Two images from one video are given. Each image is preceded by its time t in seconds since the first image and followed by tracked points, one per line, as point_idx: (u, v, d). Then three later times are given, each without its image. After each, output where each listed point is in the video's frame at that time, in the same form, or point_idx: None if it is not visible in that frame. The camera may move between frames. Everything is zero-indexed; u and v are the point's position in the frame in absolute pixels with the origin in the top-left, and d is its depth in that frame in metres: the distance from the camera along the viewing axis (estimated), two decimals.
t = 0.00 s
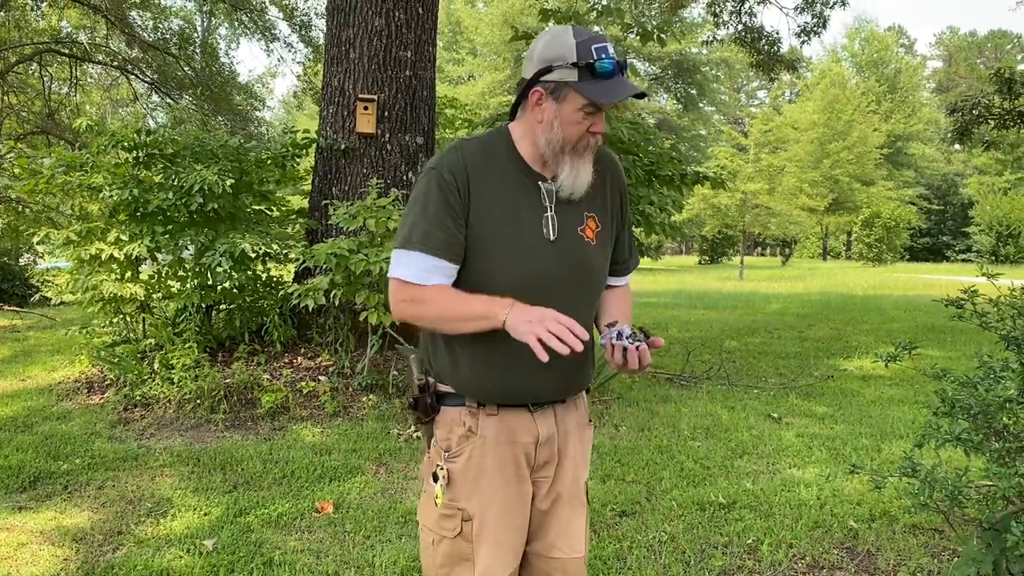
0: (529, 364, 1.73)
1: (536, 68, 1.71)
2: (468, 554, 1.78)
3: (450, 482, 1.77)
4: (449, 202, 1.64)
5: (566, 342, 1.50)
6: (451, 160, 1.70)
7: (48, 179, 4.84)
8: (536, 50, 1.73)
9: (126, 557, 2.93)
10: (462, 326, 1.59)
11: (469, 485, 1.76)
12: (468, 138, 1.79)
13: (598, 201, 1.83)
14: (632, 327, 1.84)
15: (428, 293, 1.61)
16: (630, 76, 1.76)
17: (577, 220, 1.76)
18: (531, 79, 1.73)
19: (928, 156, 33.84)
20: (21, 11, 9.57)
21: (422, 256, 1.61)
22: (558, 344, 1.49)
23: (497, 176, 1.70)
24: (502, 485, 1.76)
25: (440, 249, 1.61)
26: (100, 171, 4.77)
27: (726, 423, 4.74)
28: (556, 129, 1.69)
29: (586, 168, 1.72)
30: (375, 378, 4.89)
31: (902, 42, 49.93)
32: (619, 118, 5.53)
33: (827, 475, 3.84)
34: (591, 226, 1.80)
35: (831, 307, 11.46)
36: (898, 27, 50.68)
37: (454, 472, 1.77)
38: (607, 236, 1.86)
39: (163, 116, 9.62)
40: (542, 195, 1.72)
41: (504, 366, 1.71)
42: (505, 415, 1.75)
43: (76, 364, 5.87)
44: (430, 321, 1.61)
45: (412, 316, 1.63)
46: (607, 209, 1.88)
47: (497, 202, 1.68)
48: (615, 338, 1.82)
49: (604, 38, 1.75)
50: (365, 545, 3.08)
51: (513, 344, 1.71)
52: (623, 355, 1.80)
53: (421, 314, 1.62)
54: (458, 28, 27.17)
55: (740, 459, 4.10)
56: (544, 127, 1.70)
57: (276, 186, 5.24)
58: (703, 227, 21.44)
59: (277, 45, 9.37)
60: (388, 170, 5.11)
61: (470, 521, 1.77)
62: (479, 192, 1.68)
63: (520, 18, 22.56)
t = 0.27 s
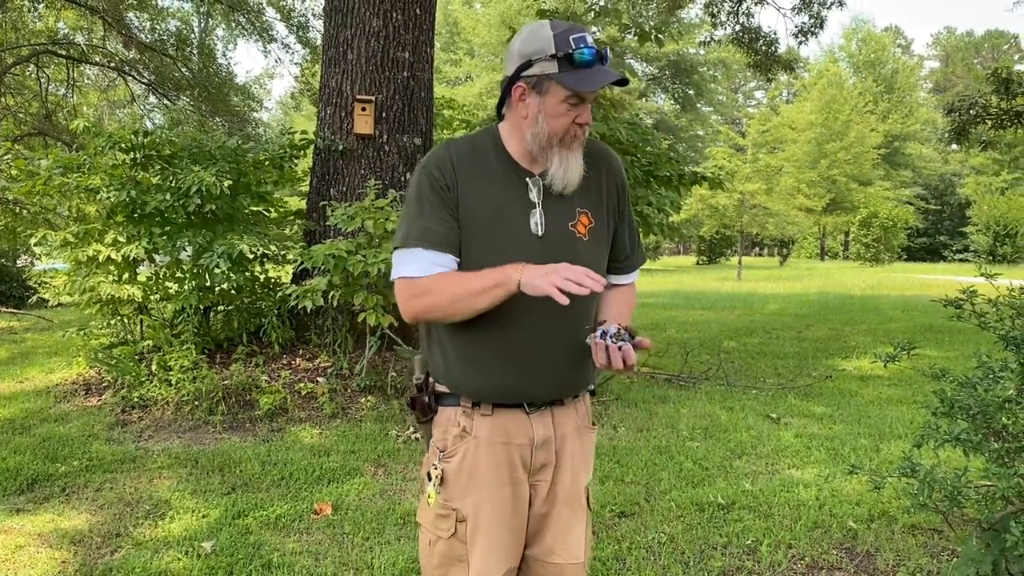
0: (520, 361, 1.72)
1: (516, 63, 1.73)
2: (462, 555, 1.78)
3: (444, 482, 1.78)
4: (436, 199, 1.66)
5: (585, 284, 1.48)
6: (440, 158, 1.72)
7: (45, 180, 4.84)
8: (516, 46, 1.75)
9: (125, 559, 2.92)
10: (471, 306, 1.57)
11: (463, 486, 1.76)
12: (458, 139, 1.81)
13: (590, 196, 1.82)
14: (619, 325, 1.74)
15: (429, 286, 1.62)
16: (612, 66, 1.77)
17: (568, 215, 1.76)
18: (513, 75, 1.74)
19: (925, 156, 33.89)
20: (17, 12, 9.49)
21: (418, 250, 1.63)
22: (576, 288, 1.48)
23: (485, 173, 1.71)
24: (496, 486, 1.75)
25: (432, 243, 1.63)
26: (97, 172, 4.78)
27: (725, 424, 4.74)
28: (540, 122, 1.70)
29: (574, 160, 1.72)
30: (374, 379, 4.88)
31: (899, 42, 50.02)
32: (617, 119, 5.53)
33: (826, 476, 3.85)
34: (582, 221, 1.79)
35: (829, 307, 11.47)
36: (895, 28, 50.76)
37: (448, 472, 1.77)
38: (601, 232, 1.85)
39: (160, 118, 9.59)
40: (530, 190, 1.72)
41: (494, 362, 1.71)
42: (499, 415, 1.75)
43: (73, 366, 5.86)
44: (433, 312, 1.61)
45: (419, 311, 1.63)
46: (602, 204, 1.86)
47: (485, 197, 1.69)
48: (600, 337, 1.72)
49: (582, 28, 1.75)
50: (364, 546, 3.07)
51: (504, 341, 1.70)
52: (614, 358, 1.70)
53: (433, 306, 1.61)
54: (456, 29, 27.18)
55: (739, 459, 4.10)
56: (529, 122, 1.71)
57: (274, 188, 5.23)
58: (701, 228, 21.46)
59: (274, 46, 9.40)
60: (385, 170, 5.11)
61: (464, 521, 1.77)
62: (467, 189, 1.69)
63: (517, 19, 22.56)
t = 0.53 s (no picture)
0: (514, 357, 1.72)
1: (503, 60, 1.75)
2: (461, 559, 1.77)
3: (443, 485, 1.78)
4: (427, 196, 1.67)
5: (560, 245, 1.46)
6: (432, 156, 1.73)
7: (43, 182, 4.83)
8: (503, 43, 1.77)
9: (123, 562, 2.91)
10: (455, 286, 1.56)
11: (462, 488, 1.76)
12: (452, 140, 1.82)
13: (584, 193, 1.82)
14: (611, 325, 1.74)
15: (416, 270, 1.61)
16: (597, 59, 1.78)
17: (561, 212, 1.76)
18: (500, 73, 1.76)
19: (923, 157, 33.95)
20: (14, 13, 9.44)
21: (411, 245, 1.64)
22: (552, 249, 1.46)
23: (477, 171, 1.72)
24: (494, 489, 1.75)
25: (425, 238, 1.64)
26: (95, 174, 4.76)
27: (724, 425, 4.75)
28: (529, 117, 1.70)
29: (564, 152, 1.72)
30: (372, 381, 4.87)
31: (896, 42, 50.10)
32: (615, 120, 5.53)
33: (825, 477, 3.85)
34: (577, 217, 1.79)
35: (827, 307, 11.49)
36: (893, 28, 50.88)
37: (447, 476, 1.77)
38: (597, 228, 1.84)
39: (158, 119, 9.59)
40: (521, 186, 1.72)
41: (488, 359, 1.71)
42: (497, 418, 1.75)
43: (71, 368, 5.84)
44: (419, 298, 1.60)
45: (405, 298, 1.62)
46: (597, 203, 1.86)
47: (477, 194, 1.70)
48: (592, 337, 1.71)
49: (566, 24, 1.77)
50: (363, 548, 3.07)
51: (497, 336, 1.70)
52: (607, 357, 1.70)
53: (415, 290, 1.60)
54: (453, 30, 27.18)
55: (737, 460, 4.10)
56: (518, 118, 1.72)
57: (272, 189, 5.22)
58: (699, 228, 21.47)
59: (272, 48, 9.38)
60: (384, 172, 5.11)
61: (463, 525, 1.77)
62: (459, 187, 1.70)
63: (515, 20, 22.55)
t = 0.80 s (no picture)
0: (509, 355, 1.72)
1: (495, 61, 1.75)
2: (456, 560, 1.77)
3: (438, 486, 1.78)
4: (422, 194, 1.67)
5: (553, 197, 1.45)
6: (428, 156, 1.74)
7: (40, 183, 4.82)
8: (495, 43, 1.77)
9: (120, 564, 2.91)
10: (449, 261, 1.53)
11: (457, 489, 1.76)
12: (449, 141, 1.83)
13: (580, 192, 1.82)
14: (606, 326, 1.74)
15: (413, 249, 1.60)
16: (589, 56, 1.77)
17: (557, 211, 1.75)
18: (493, 73, 1.76)
19: (921, 158, 34.00)
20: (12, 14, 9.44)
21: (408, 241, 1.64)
22: (540, 199, 1.45)
23: (472, 171, 1.72)
24: (489, 490, 1.75)
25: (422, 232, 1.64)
26: (92, 176, 4.75)
27: (722, 426, 4.75)
28: (522, 115, 1.70)
29: (558, 149, 1.72)
30: (370, 382, 4.87)
31: (894, 43, 50.17)
32: (613, 121, 5.54)
33: (823, 477, 3.85)
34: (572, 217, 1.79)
35: (825, 308, 11.51)
36: (891, 29, 50.97)
37: (442, 477, 1.77)
38: (594, 228, 1.84)
39: (156, 120, 9.66)
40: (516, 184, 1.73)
41: (482, 356, 1.71)
42: (492, 418, 1.75)
43: (69, 369, 5.83)
44: (414, 279, 1.58)
45: (401, 280, 1.60)
46: (591, 202, 1.85)
47: (472, 194, 1.71)
48: (588, 337, 1.72)
49: (556, 22, 1.77)
50: (361, 550, 3.07)
51: (492, 329, 1.70)
52: (601, 356, 1.69)
53: (412, 267, 1.58)
54: (452, 31, 27.21)
55: (736, 461, 4.10)
56: (512, 118, 1.72)
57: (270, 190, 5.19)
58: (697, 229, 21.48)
59: (270, 49, 9.35)
60: (382, 173, 5.11)
61: (458, 526, 1.76)
62: (454, 187, 1.71)
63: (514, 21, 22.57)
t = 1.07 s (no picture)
0: (505, 355, 1.72)
1: (492, 64, 1.75)
2: (451, 559, 1.78)
3: (434, 485, 1.78)
4: (420, 195, 1.68)
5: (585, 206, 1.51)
6: (426, 157, 1.75)
7: (39, 185, 4.80)
8: (492, 46, 1.77)
9: (119, 565, 2.91)
10: (472, 260, 1.54)
11: (453, 489, 1.76)
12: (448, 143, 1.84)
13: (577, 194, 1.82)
14: (602, 326, 1.74)
15: (427, 246, 1.60)
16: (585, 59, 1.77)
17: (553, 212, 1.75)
18: (490, 76, 1.76)
19: (919, 159, 34.03)
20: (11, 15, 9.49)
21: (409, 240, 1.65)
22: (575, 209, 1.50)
23: (469, 173, 1.73)
24: (485, 490, 1.75)
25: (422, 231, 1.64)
26: (91, 177, 4.75)
27: (720, 427, 4.75)
28: (519, 118, 1.71)
29: (555, 152, 1.72)
30: (369, 383, 4.86)
31: (893, 45, 50.22)
32: (612, 122, 5.54)
33: (821, 479, 3.85)
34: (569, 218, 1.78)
35: (823, 309, 11.51)
36: (889, 31, 51.04)
37: (438, 477, 1.78)
38: (591, 229, 1.84)
39: (154, 122, 9.68)
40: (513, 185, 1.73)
41: (479, 356, 1.71)
42: (488, 418, 1.75)
43: (68, 370, 5.82)
44: (429, 276, 1.58)
45: (416, 276, 1.60)
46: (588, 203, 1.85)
47: (468, 196, 1.71)
48: (584, 338, 1.72)
49: (553, 25, 1.77)
50: (359, 551, 3.07)
51: (490, 328, 1.70)
52: (603, 357, 1.69)
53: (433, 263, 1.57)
54: (451, 31, 27.24)
55: (734, 462, 4.10)
56: (510, 121, 1.73)
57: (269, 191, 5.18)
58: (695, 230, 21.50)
59: (269, 50, 9.30)
60: (380, 174, 5.11)
61: (454, 525, 1.77)
62: (451, 189, 1.72)
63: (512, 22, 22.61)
